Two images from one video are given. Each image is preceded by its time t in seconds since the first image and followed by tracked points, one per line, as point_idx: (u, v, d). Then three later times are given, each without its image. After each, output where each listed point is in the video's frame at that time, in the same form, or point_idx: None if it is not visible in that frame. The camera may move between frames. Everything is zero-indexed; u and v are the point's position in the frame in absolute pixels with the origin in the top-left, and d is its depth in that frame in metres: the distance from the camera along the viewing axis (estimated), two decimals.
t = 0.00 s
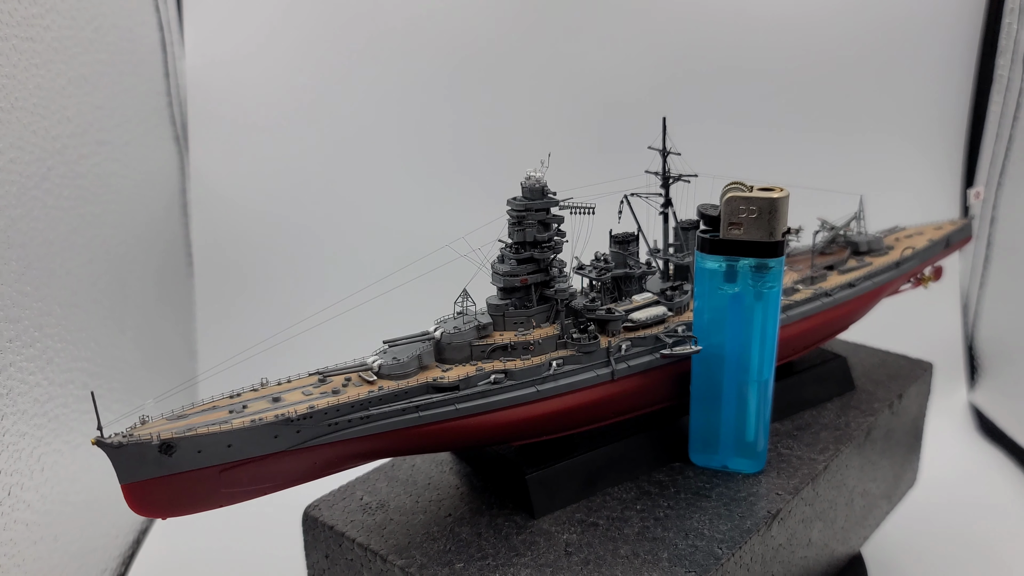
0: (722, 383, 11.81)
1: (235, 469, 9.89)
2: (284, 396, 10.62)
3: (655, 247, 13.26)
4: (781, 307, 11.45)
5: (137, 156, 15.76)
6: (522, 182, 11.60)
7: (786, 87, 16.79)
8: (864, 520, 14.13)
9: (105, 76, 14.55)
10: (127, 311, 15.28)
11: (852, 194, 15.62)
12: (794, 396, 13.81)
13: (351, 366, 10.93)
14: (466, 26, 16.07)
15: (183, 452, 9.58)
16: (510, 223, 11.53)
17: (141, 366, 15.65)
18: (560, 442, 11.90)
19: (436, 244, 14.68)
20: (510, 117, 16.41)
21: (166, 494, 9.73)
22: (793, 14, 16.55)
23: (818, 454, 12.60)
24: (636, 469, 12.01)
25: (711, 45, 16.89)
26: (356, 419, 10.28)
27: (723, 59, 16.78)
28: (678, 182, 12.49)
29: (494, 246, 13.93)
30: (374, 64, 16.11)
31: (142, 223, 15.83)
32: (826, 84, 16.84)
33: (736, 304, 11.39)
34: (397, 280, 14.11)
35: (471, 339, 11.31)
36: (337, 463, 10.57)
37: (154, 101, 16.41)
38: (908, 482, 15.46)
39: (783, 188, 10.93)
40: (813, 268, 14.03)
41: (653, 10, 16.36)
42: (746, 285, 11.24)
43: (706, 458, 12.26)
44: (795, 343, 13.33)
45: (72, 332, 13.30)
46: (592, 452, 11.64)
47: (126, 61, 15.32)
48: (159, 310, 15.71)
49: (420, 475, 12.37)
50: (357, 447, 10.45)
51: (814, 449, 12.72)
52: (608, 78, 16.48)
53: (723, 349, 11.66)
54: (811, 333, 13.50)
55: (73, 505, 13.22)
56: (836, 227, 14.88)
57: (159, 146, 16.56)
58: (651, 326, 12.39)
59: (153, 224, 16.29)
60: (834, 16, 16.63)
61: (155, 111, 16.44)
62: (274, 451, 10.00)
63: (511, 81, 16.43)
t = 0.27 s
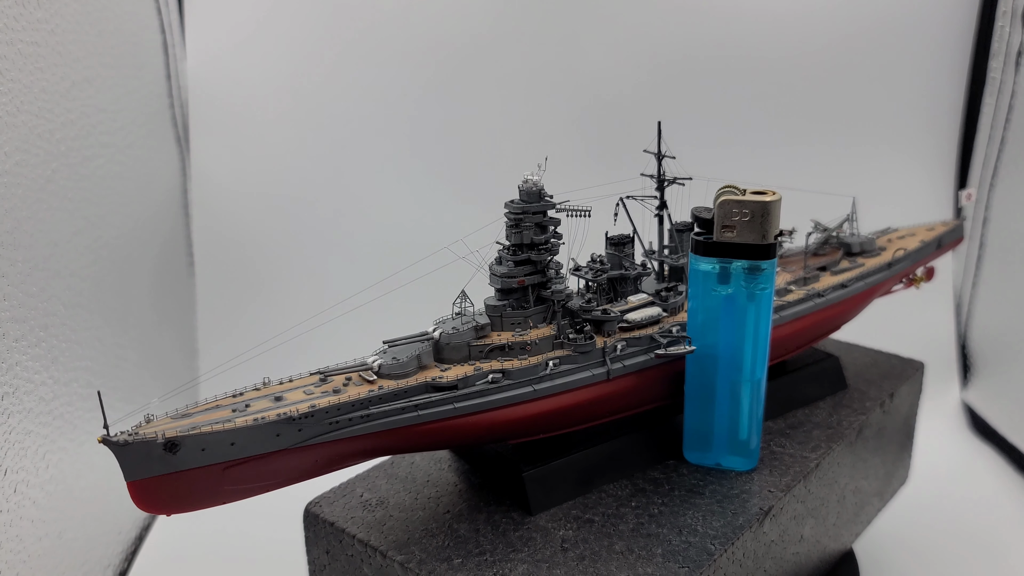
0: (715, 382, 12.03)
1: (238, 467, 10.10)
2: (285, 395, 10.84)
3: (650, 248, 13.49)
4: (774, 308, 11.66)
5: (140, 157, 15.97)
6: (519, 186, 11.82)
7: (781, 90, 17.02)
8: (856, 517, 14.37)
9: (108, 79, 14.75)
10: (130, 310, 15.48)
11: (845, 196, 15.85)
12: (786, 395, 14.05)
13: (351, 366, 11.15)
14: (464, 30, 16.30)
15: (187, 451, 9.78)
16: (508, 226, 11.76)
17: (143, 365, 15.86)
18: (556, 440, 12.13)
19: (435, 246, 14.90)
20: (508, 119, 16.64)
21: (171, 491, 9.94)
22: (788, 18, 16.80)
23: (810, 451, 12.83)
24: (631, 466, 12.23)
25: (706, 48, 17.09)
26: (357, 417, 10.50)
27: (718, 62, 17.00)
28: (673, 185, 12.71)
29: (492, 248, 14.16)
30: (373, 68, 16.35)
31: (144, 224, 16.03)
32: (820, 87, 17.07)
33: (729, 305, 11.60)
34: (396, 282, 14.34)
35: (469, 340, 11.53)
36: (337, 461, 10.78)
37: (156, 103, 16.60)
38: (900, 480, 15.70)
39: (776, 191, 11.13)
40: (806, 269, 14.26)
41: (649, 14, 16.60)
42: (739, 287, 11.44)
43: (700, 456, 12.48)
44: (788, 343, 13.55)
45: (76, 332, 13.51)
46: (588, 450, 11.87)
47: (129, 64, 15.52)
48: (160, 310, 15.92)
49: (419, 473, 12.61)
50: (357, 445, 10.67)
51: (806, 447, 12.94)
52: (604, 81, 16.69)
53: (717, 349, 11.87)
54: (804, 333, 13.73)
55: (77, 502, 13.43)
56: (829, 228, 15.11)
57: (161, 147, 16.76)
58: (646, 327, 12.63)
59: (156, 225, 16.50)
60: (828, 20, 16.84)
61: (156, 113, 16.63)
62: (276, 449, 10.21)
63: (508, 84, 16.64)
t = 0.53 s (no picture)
0: (708, 381, 12.22)
1: (238, 464, 10.28)
2: (285, 393, 11.03)
3: (645, 248, 13.69)
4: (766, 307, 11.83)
5: (140, 156, 16.11)
6: (515, 187, 11.99)
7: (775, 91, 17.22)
8: (849, 513, 14.58)
9: (109, 80, 14.89)
10: (131, 309, 15.64)
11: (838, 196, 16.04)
12: (779, 393, 14.25)
13: (350, 364, 11.34)
14: (461, 32, 16.49)
15: (188, 448, 9.95)
16: (504, 226, 11.93)
17: (144, 363, 16.05)
18: (551, 437, 12.31)
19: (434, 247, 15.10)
20: (505, 120, 16.83)
21: (173, 488, 10.13)
22: (782, 18, 16.99)
23: (802, 449, 13.02)
24: (626, 463, 12.42)
25: (701, 49, 17.26)
26: (355, 415, 10.67)
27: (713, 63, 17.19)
28: (667, 186, 12.88)
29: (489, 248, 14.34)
30: (372, 70, 16.52)
31: (145, 223, 16.20)
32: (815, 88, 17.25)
33: (722, 305, 11.78)
34: (395, 282, 14.56)
35: (466, 339, 11.72)
36: (336, 458, 10.96)
37: (156, 104, 16.75)
38: (891, 477, 15.90)
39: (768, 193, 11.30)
40: (799, 269, 14.45)
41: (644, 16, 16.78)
42: (732, 287, 11.62)
43: (693, 453, 12.68)
44: (782, 342, 13.74)
45: (78, 331, 13.68)
46: (583, 447, 12.05)
47: (130, 64, 15.65)
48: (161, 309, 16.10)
49: (417, 470, 12.80)
50: (355, 442, 10.84)
51: (798, 445, 13.13)
52: (600, 82, 16.86)
53: (710, 348, 12.06)
54: (797, 332, 13.91)
55: (79, 499, 13.60)
56: (822, 228, 15.31)
57: (162, 147, 16.91)
58: (641, 326, 12.82)
59: (156, 224, 16.66)
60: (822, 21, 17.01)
61: (157, 113, 16.79)
62: (276, 447, 10.38)
63: (506, 85, 16.83)
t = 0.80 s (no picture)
0: (700, 379, 12.47)
1: (239, 461, 10.52)
2: (285, 392, 11.27)
3: (638, 249, 13.95)
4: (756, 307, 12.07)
5: (141, 156, 16.32)
6: (510, 190, 12.24)
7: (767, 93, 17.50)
8: (838, 509, 14.85)
9: (110, 82, 15.10)
10: (132, 308, 15.85)
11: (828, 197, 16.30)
12: (770, 391, 14.51)
13: (348, 363, 11.58)
14: (458, 35, 16.72)
15: (190, 445, 10.18)
16: (499, 228, 12.19)
17: (145, 362, 16.25)
18: (546, 435, 12.56)
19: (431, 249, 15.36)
20: (501, 122, 17.06)
21: (175, 484, 10.36)
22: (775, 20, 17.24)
23: (792, 446, 13.27)
24: (618, 460, 12.68)
25: (695, 51, 17.50)
26: (353, 413, 10.90)
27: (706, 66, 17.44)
28: (659, 188, 13.13)
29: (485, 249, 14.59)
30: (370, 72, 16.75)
31: (146, 224, 16.43)
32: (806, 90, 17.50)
33: (713, 305, 12.01)
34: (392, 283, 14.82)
35: (462, 338, 11.97)
36: (335, 455, 11.20)
37: (156, 105, 16.97)
38: (881, 474, 16.18)
39: (758, 195, 11.53)
40: (789, 269, 14.70)
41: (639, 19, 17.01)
42: (723, 287, 11.85)
43: (685, 450, 12.93)
44: (772, 341, 13.99)
45: (80, 330, 13.88)
46: (576, 444, 12.30)
47: (131, 66, 15.85)
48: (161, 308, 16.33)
49: (414, 466, 13.06)
50: (353, 440, 11.08)
51: (788, 442, 13.38)
52: (595, 84, 17.10)
53: (701, 347, 12.30)
54: (787, 331, 14.16)
55: (82, 495, 13.82)
56: (812, 229, 15.59)
57: (162, 148, 17.13)
58: (633, 325, 13.09)
59: (156, 225, 16.89)
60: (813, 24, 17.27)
61: (157, 114, 17.00)
62: (276, 444, 10.62)
63: (502, 88, 17.05)
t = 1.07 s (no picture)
0: (694, 376, 12.66)
1: (240, 457, 10.70)
2: (285, 389, 11.46)
3: (633, 248, 14.16)
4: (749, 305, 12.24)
5: (142, 156, 16.49)
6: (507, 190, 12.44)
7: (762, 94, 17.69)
8: (830, 505, 15.07)
9: (111, 83, 15.26)
10: (133, 306, 16.03)
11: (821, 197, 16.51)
12: (764, 388, 14.72)
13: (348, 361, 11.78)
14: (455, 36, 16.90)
15: (192, 441, 10.36)
16: (496, 228, 12.39)
17: (146, 359, 16.43)
18: (542, 431, 12.76)
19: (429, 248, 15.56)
20: (498, 123, 17.26)
21: (177, 479, 10.55)
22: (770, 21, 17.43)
23: (785, 442, 13.48)
24: (614, 456, 12.88)
25: (690, 52, 17.69)
26: (353, 410, 11.08)
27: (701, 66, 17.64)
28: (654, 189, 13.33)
29: (483, 248, 14.79)
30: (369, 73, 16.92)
31: (147, 223, 16.61)
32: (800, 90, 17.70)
33: (707, 303, 12.19)
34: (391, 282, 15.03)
35: (460, 336, 12.18)
36: (334, 451, 11.39)
37: (157, 105, 17.13)
38: (873, 470, 16.41)
39: (750, 196, 11.72)
40: (783, 268, 14.90)
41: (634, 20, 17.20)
42: (716, 286, 12.03)
43: (680, 446, 13.14)
44: (766, 339, 14.19)
45: (82, 328, 14.06)
46: (572, 440, 12.50)
47: (132, 67, 16.01)
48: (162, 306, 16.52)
49: (412, 462, 13.27)
50: (353, 436, 11.26)
51: (781, 438, 13.59)
52: (591, 85, 17.31)
53: (695, 344, 12.49)
54: (780, 329, 14.36)
55: (84, 490, 14.00)
56: (805, 228, 15.82)
57: (163, 147, 17.30)
58: (629, 324, 13.30)
59: (157, 223, 17.06)
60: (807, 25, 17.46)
61: (158, 114, 17.17)
62: (277, 440, 10.80)
63: (498, 88, 17.26)
